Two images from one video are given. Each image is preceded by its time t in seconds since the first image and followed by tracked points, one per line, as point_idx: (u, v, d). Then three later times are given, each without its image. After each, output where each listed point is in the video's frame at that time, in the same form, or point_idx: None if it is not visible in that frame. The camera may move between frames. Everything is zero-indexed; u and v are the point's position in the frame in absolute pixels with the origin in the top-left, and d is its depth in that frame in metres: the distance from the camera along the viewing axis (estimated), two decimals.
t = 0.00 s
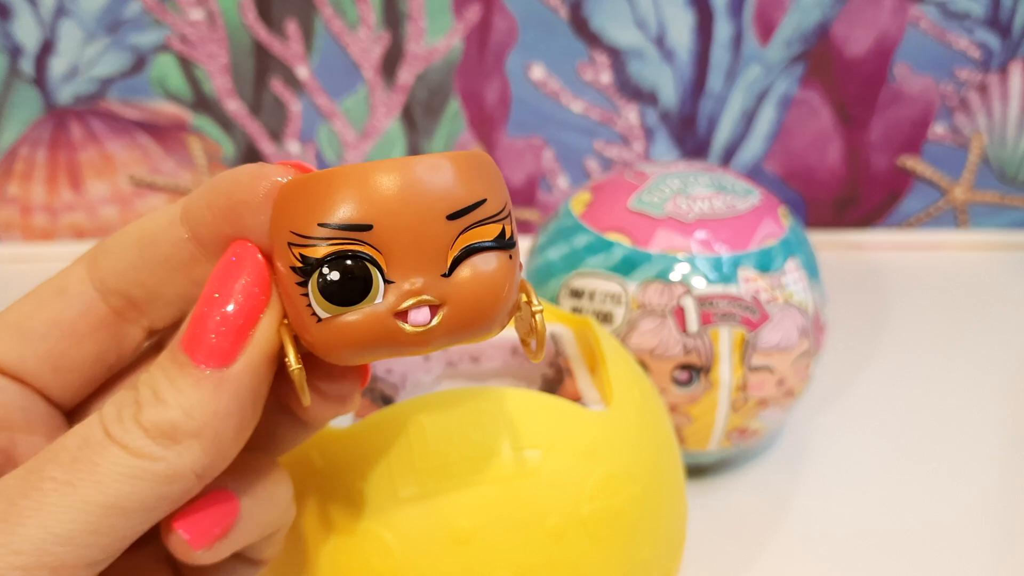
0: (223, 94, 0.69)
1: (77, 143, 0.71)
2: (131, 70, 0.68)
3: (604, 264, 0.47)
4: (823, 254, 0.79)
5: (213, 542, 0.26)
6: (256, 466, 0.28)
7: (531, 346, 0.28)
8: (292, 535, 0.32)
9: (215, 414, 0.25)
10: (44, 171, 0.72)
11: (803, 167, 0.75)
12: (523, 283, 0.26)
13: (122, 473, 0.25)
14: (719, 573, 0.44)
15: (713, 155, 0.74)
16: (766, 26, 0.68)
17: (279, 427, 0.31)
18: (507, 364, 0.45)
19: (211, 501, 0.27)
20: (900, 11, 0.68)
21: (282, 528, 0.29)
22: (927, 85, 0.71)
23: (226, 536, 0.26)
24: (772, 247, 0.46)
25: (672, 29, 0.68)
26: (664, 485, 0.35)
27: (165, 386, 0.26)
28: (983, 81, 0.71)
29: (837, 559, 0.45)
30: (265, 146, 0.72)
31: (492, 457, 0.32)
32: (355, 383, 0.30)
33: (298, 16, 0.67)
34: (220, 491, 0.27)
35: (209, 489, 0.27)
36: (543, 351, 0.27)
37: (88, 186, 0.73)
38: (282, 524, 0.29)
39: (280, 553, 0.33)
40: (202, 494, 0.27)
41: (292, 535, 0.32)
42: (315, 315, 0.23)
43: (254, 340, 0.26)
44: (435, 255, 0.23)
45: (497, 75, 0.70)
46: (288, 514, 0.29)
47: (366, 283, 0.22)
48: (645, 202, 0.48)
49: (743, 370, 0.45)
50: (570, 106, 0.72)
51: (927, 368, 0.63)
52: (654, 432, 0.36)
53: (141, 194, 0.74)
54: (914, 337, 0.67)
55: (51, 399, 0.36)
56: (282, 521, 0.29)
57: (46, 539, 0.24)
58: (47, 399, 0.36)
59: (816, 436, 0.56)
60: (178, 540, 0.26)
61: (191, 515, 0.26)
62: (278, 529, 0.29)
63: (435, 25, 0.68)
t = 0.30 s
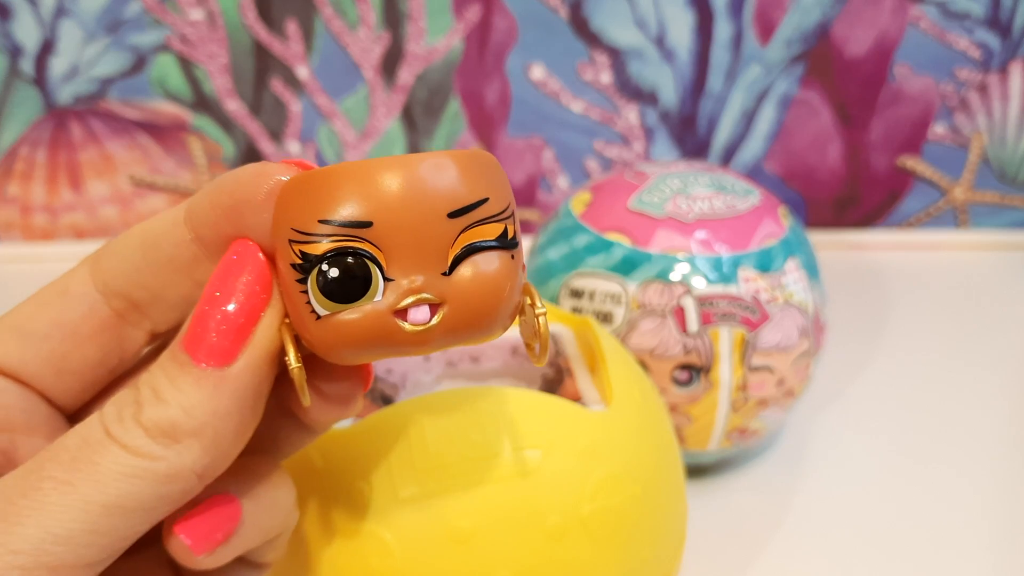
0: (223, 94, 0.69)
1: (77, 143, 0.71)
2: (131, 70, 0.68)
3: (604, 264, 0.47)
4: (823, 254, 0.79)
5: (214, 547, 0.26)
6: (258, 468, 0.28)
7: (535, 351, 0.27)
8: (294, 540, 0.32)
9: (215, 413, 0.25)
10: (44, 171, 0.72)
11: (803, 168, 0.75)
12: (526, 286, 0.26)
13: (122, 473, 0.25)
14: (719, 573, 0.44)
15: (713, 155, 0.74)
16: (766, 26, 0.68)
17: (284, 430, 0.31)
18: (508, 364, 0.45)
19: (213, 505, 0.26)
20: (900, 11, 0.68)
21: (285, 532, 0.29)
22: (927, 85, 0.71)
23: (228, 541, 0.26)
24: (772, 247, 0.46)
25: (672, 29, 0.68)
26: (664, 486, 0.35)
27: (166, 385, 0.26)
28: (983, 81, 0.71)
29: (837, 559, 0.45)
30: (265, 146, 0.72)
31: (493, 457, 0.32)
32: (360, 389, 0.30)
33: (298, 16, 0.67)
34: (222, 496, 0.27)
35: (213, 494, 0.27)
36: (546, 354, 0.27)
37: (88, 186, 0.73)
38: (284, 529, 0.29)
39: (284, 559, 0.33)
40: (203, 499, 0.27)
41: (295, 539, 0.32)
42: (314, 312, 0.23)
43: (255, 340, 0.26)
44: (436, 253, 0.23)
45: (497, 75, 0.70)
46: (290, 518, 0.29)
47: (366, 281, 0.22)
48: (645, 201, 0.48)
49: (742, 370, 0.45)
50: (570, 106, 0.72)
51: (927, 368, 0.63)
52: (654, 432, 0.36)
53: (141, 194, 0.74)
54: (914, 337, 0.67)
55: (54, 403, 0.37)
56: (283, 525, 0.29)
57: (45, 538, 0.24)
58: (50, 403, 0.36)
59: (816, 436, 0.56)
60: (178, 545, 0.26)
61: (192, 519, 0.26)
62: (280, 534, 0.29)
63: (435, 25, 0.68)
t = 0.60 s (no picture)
0: (223, 94, 0.69)
1: (77, 143, 0.71)
2: (131, 70, 0.68)
3: (604, 264, 0.47)
4: (823, 254, 0.79)
5: (209, 546, 0.26)
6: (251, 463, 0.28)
7: (527, 354, 0.27)
8: (291, 540, 0.32)
9: (208, 407, 0.25)
10: (44, 171, 0.72)
11: (803, 168, 0.75)
12: (518, 290, 0.26)
13: (115, 466, 0.25)
14: (720, 573, 0.44)
15: (713, 155, 0.74)
16: (766, 27, 0.68)
17: (279, 433, 0.31)
18: (507, 364, 0.44)
19: (207, 506, 0.26)
20: (899, 11, 0.68)
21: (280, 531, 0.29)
22: (927, 85, 0.71)
23: (222, 541, 0.26)
24: (771, 246, 0.46)
25: (672, 29, 0.68)
26: (664, 485, 0.35)
27: (160, 379, 0.26)
28: (983, 81, 0.71)
29: (837, 559, 0.45)
30: (265, 146, 0.72)
31: (493, 457, 0.32)
32: (354, 392, 0.30)
33: (299, 16, 0.67)
34: (215, 495, 0.27)
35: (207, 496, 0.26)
36: (538, 357, 0.27)
37: (88, 186, 0.73)
38: (279, 528, 0.29)
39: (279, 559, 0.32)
40: (197, 500, 0.26)
41: (290, 539, 0.32)
42: (306, 305, 0.23)
43: (248, 333, 0.26)
44: (429, 249, 0.23)
45: (497, 75, 0.70)
46: (284, 518, 0.29)
47: (358, 275, 0.22)
48: (645, 201, 0.48)
49: (743, 370, 0.45)
50: (570, 106, 0.72)
51: (927, 368, 0.63)
52: (654, 431, 0.36)
53: (141, 194, 0.74)
54: (914, 337, 0.67)
55: (49, 406, 0.36)
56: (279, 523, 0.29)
57: (38, 531, 0.24)
58: (46, 407, 0.36)
59: (817, 436, 0.56)
60: (173, 545, 0.25)
61: (186, 520, 0.26)
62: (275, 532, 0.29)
63: (435, 25, 0.68)
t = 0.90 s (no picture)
0: (223, 94, 0.69)
1: (77, 143, 0.71)
2: (131, 70, 0.68)
3: (604, 264, 0.47)
4: (823, 254, 0.79)
5: (204, 541, 0.26)
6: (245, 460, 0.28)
7: (523, 349, 0.27)
8: (288, 537, 0.32)
9: (204, 405, 0.25)
10: (44, 171, 0.72)
11: (803, 168, 0.75)
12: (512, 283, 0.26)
13: (113, 464, 0.25)
14: (719, 573, 0.44)
15: (713, 155, 0.74)
16: (766, 27, 0.68)
17: (276, 431, 0.31)
18: (507, 364, 0.45)
19: (201, 501, 0.26)
20: (899, 11, 0.68)
21: (277, 525, 0.30)
22: (927, 85, 0.71)
23: (218, 535, 0.26)
24: (771, 246, 0.46)
25: (672, 29, 0.68)
26: (663, 485, 0.35)
27: (156, 377, 0.26)
28: (983, 81, 0.71)
29: (838, 559, 0.45)
30: (265, 146, 0.72)
31: (492, 457, 0.32)
32: (349, 388, 0.30)
33: (299, 16, 0.67)
34: (210, 490, 0.27)
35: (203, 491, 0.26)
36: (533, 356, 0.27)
37: (88, 186, 0.73)
38: (276, 521, 0.29)
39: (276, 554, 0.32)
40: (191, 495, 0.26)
41: (287, 534, 0.32)
42: (300, 302, 0.23)
43: (243, 333, 0.25)
44: (424, 246, 0.23)
45: (497, 75, 0.70)
46: (280, 512, 0.29)
47: (352, 273, 0.22)
48: (645, 201, 0.48)
49: (743, 370, 0.45)
50: (570, 106, 0.72)
51: (927, 368, 0.63)
52: (654, 431, 0.36)
53: (142, 194, 0.74)
54: (914, 337, 0.67)
55: (43, 402, 0.36)
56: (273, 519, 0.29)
57: (35, 528, 0.24)
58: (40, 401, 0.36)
59: (817, 436, 0.56)
60: (168, 541, 0.25)
61: (180, 515, 0.26)
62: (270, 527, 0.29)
63: (435, 25, 0.68)
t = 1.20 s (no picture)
0: (223, 94, 0.69)
1: (77, 143, 0.71)
2: (131, 70, 0.68)
3: (604, 264, 0.47)
4: (823, 254, 0.79)
5: (208, 542, 0.26)
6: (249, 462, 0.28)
7: (528, 348, 0.27)
8: (291, 538, 0.32)
9: (210, 409, 0.25)
10: (44, 171, 0.72)
11: (803, 168, 0.75)
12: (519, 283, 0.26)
13: (118, 468, 0.25)
14: (719, 573, 0.44)
15: (713, 155, 0.74)
16: (766, 27, 0.68)
17: (280, 432, 0.30)
18: (507, 364, 0.45)
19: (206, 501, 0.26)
20: (899, 11, 0.68)
21: (280, 528, 0.30)
22: (927, 85, 0.71)
23: (221, 536, 0.26)
24: (771, 246, 0.46)
25: (672, 29, 0.68)
26: (663, 485, 0.35)
27: (162, 381, 0.26)
28: (983, 81, 0.71)
29: (837, 559, 0.44)
30: (265, 146, 0.72)
31: (492, 457, 0.32)
32: (354, 388, 0.30)
33: (298, 16, 0.67)
34: (213, 492, 0.27)
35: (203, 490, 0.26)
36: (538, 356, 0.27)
37: (88, 186, 0.73)
38: (279, 523, 0.29)
39: (279, 552, 0.33)
40: (195, 496, 0.27)
41: (290, 534, 0.32)
42: (306, 306, 0.23)
43: (248, 336, 0.26)
44: (429, 248, 0.23)
45: (497, 75, 0.70)
46: (283, 514, 0.29)
47: (358, 277, 0.22)
48: (645, 201, 0.48)
49: (743, 370, 0.45)
50: (570, 106, 0.72)
51: (926, 368, 0.63)
52: (654, 432, 0.36)
53: (142, 194, 0.74)
54: (914, 337, 0.67)
55: (48, 403, 0.36)
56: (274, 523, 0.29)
57: (42, 533, 0.24)
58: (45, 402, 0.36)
59: (816, 436, 0.56)
60: (172, 541, 0.25)
61: (185, 516, 0.26)
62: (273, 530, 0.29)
63: (435, 25, 0.68)
